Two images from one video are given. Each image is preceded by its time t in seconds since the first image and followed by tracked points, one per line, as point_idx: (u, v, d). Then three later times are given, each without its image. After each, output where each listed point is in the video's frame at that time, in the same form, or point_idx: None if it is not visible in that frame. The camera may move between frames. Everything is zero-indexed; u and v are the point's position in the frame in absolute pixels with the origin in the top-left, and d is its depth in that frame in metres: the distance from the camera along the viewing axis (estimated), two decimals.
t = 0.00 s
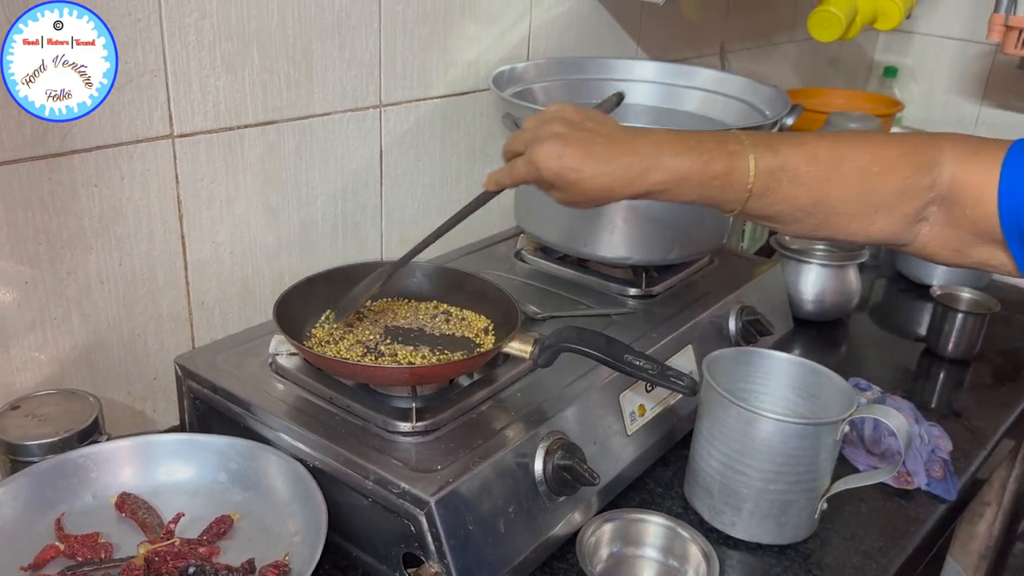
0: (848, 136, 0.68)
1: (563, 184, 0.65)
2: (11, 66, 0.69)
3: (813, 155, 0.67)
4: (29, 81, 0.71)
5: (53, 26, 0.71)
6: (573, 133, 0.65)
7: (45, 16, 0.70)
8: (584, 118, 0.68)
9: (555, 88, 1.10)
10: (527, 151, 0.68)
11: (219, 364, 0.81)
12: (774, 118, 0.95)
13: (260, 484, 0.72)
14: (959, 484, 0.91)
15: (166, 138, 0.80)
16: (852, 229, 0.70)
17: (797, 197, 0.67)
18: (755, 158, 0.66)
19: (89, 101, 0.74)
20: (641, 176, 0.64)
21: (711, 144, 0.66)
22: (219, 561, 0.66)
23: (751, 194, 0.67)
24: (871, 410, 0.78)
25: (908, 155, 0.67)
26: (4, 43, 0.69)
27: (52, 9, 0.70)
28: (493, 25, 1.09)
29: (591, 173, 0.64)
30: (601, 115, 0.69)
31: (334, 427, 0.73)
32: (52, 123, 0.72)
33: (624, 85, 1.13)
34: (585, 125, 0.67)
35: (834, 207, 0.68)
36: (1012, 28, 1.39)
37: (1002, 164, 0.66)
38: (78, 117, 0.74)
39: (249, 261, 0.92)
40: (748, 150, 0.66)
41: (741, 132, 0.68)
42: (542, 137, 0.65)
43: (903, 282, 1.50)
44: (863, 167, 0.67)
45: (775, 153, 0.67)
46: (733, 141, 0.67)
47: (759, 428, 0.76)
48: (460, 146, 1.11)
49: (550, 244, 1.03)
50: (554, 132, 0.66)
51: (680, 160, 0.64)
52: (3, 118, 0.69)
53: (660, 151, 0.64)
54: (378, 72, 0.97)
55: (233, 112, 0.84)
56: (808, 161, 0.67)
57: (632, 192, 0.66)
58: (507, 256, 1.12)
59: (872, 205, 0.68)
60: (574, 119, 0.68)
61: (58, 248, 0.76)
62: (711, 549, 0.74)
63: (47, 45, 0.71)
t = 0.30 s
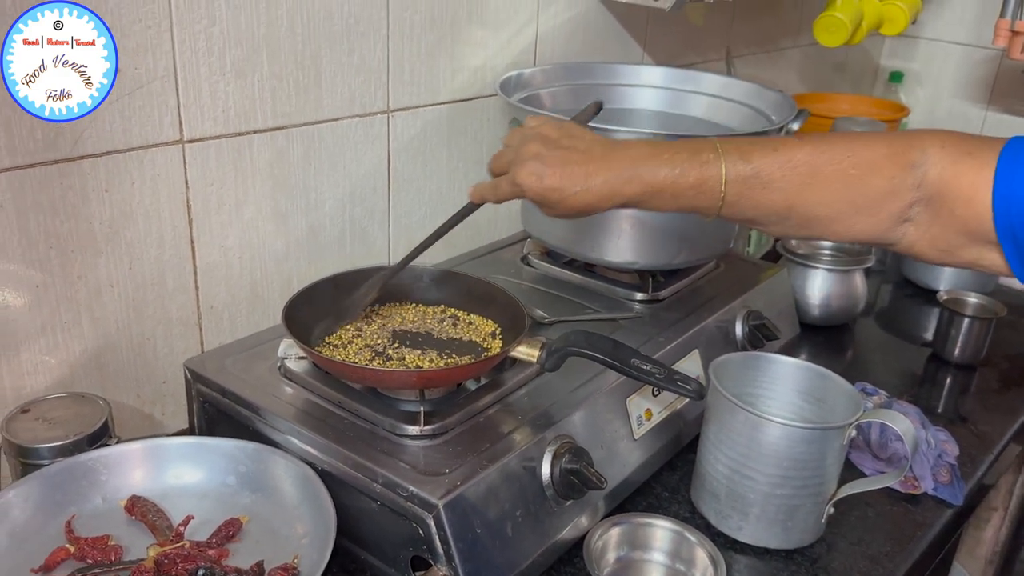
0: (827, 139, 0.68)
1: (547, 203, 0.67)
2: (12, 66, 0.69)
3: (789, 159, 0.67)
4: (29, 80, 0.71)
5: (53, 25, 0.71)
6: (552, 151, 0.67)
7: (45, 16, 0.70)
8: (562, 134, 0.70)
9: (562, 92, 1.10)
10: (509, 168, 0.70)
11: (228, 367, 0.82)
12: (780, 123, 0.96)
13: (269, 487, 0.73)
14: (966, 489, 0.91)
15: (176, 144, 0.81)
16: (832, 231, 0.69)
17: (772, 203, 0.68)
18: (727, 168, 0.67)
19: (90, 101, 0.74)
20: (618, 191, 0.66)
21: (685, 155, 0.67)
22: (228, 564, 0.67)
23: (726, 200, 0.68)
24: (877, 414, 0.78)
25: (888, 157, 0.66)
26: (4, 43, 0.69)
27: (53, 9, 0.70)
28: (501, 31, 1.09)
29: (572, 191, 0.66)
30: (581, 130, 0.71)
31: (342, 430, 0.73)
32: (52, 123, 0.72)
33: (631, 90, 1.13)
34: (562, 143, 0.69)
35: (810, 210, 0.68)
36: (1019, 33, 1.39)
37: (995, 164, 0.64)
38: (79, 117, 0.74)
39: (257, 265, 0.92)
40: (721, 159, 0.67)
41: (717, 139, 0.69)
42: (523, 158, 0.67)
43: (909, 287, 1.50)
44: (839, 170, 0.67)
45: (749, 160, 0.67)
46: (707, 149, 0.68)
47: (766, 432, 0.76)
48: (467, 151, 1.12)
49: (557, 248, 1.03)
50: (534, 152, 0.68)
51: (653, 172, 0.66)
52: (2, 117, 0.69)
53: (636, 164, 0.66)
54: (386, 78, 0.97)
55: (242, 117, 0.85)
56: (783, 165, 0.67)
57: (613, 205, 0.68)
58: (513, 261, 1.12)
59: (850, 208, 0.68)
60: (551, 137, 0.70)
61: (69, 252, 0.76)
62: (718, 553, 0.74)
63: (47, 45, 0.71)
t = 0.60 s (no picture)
0: (903, 100, 0.69)
1: (618, 150, 0.70)
2: (11, 67, 0.69)
3: (865, 113, 0.68)
4: (29, 81, 0.71)
5: (52, 25, 0.71)
6: (621, 97, 0.71)
7: (45, 16, 0.70)
8: (631, 82, 0.73)
9: (569, 96, 1.11)
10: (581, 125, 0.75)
11: (238, 368, 0.83)
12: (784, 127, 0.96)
13: (278, 487, 0.74)
14: (971, 491, 0.92)
15: (187, 147, 0.81)
16: (894, 193, 0.70)
17: (847, 155, 0.68)
18: (811, 114, 0.68)
19: (89, 101, 0.74)
20: (698, 121, 0.67)
21: (768, 94, 0.68)
22: (239, 562, 0.67)
23: (806, 149, 0.69)
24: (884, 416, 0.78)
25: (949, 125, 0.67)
26: (4, 43, 0.69)
27: (52, 9, 0.70)
28: (508, 36, 1.10)
29: (637, 132, 0.68)
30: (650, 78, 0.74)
31: (351, 430, 0.74)
32: (52, 123, 0.72)
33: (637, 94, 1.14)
34: (630, 88, 0.72)
35: (880, 167, 0.68)
36: None
37: None
38: (78, 117, 0.74)
39: (266, 267, 0.93)
40: (805, 105, 0.68)
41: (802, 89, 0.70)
42: (591, 111, 0.72)
43: (914, 290, 1.50)
44: (910, 130, 0.67)
45: (830, 109, 0.68)
46: (791, 94, 0.69)
47: (772, 434, 0.76)
48: (474, 155, 1.12)
49: (563, 251, 1.04)
50: (602, 103, 0.72)
51: (731, 104, 0.66)
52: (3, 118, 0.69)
53: (713, 96, 0.67)
54: (395, 82, 0.98)
55: (252, 121, 0.86)
56: (860, 119, 0.68)
57: (690, 144, 0.68)
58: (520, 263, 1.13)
59: (911, 170, 0.68)
60: (620, 87, 0.73)
61: (81, 254, 0.77)
62: (724, 554, 0.75)
63: (46, 45, 0.71)
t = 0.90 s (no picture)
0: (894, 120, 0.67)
1: (599, 164, 0.69)
2: (12, 66, 0.70)
3: (851, 138, 0.66)
4: (29, 81, 0.71)
5: (53, 25, 0.71)
6: (609, 112, 0.69)
7: (46, 16, 0.71)
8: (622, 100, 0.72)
9: (575, 100, 1.12)
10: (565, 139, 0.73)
11: (246, 369, 0.83)
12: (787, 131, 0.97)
13: (286, 487, 0.74)
14: (975, 494, 0.92)
15: (196, 150, 0.82)
16: (885, 218, 0.68)
17: (833, 182, 0.67)
18: (793, 139, 0.66)
19: (90, 101, 0.74)
20: (677, 150, 0.66)
21: (751, 121, 0.67)
22: (247, 561, 0.68)
23: (789, 174, 0.67)
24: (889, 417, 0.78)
25: (943, 144, 0.65)
26: (4, 42, 0.69)
27: (53, 9, 0.71)
28: (514, 40, 1.11)
29: (623, 149, 0.67)
30: (641, 98, 0.73)
31: (358, 430, 0.75)
32: (53, 122, 0.72)
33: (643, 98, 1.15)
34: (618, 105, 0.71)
35: (867, 192, 0.67)
36: None
37: None
38: (79, 116, 0.74)
39: (274, 270, 0.94)
40: (787, 131, 0.66)
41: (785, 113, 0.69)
42: (576, 120, 0.70)
43: (919, 294, 1.50)
44: (900, 155, 0.65)
45: (814, 133, 0.66)
46: (774, 120, 0.67)
47: (776, 435, 0.77)
48: (480, 158, 1.13)
49: (568, 253, 1.04)
50: (588, 113, 0.70)
51: (713, 136, 0.66)
52: None
53: (696, 125, 0.66)
54: (401, 86, 0.99)
55: (261, 124, 0.87)
56: (846, 142, 0.66)
57: (671, 168, 0.68)
58: (525, 266, 1.13)
59: (906, 192, 0.66)
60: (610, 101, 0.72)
61: (91, 256, 0.78)
62: (728, 555, 0.75)
63: (47, 45, 0.72)
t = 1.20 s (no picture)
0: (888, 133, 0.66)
1: (597, 204, 0.67)
2: (12, 66, 0.70)
3: (850, 156, 0.65)
4: (29, 81, 0.71)
5: (53, 26, 0.71)
6: (601, 152, 0.66)
7: (46, 16, 0.71)
8: (615, 134, 0.68)
9: (580, 101, 1.12)
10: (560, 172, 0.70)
11: (252, 367, 0.84)
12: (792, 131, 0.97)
13: (293, 484, 0.75)
14: (979, 494, 0.92)
15: (204, 150, 0.83)
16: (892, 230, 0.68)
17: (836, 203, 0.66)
18: (788, 164, 0.64)
19: (89, 101, 0.74)
20: (677, 187, 0.64)
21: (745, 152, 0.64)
22: (253, 558, 0.68)
23: (788, 199, 0.65)
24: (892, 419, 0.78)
25: (945, 157, 0.65)
26: (5, 42, 0.69)
27: (53, 9, 0.71)
28: (520, 41, 1.11)
29: (621, 190, 0.64)
30: (632, 128, 0.69)
31: (364, 428, 0.75)
32: (53, 122, 0.73)
33: (648, 99, 1.15)
34: (613, 142, 0.67)
35: (870, 209, 0.66)
36: None
37: None
38: (79, 117, 0.74)
39: (280, 269, 0.94)
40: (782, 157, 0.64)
41: (776, 135, 0.67)
42: (570, 162, 0.67)
43: (924, 295, 1.50)
44: (902, 169, 0.65)
45: (812, 158, 0.64)
46: (767, 145, 0.65)
47: (780, 435, 0.77)
48: (485, 158, 1.13)
49: (573, 253, 1.05)
50: (581, 154, 0.67)
51: (714, 170, 0.63)
52: (5, 118, 0.70)
53: (694, 161, 0.64)
54: (407, 86, 0.99)
55: (268, 125, 0.87)
56: (845, 163, 0.64)
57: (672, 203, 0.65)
58: (531, 266, 1.14)
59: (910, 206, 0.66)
60: (602, 137, 0.68)
61: (99, 255, 0.79)
62: (732, 554, 0.75)
63: (47, 45, 0.72)
